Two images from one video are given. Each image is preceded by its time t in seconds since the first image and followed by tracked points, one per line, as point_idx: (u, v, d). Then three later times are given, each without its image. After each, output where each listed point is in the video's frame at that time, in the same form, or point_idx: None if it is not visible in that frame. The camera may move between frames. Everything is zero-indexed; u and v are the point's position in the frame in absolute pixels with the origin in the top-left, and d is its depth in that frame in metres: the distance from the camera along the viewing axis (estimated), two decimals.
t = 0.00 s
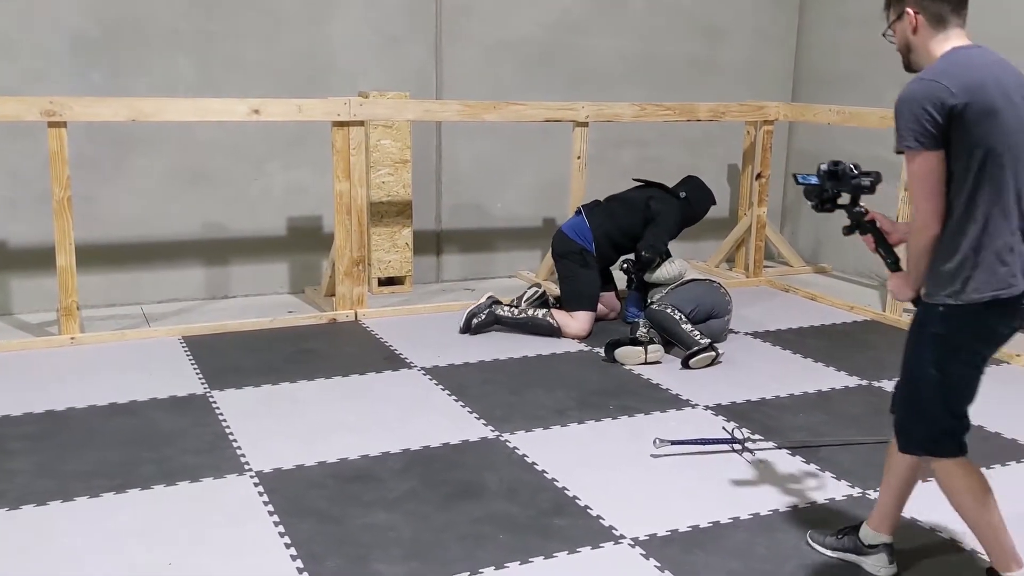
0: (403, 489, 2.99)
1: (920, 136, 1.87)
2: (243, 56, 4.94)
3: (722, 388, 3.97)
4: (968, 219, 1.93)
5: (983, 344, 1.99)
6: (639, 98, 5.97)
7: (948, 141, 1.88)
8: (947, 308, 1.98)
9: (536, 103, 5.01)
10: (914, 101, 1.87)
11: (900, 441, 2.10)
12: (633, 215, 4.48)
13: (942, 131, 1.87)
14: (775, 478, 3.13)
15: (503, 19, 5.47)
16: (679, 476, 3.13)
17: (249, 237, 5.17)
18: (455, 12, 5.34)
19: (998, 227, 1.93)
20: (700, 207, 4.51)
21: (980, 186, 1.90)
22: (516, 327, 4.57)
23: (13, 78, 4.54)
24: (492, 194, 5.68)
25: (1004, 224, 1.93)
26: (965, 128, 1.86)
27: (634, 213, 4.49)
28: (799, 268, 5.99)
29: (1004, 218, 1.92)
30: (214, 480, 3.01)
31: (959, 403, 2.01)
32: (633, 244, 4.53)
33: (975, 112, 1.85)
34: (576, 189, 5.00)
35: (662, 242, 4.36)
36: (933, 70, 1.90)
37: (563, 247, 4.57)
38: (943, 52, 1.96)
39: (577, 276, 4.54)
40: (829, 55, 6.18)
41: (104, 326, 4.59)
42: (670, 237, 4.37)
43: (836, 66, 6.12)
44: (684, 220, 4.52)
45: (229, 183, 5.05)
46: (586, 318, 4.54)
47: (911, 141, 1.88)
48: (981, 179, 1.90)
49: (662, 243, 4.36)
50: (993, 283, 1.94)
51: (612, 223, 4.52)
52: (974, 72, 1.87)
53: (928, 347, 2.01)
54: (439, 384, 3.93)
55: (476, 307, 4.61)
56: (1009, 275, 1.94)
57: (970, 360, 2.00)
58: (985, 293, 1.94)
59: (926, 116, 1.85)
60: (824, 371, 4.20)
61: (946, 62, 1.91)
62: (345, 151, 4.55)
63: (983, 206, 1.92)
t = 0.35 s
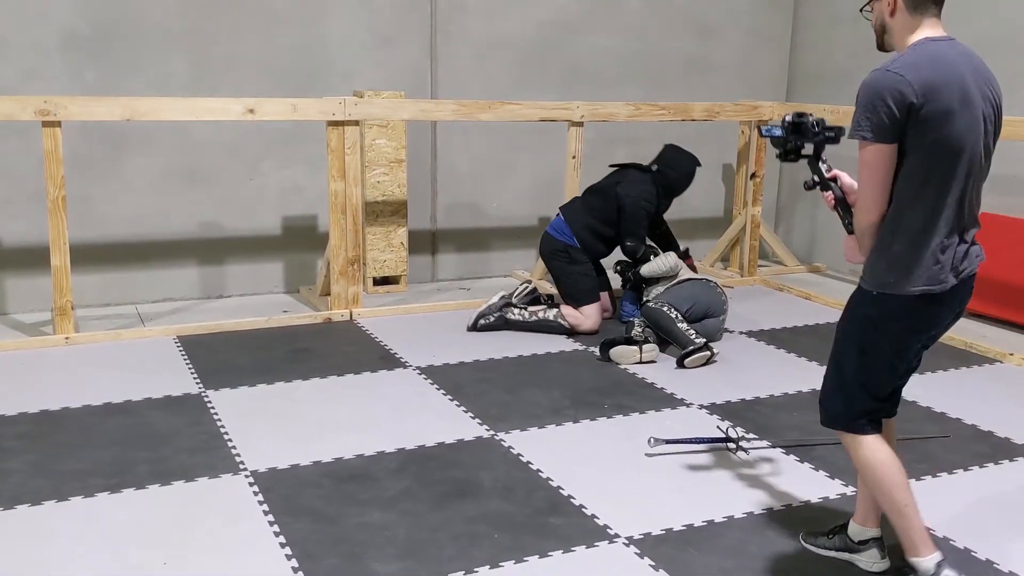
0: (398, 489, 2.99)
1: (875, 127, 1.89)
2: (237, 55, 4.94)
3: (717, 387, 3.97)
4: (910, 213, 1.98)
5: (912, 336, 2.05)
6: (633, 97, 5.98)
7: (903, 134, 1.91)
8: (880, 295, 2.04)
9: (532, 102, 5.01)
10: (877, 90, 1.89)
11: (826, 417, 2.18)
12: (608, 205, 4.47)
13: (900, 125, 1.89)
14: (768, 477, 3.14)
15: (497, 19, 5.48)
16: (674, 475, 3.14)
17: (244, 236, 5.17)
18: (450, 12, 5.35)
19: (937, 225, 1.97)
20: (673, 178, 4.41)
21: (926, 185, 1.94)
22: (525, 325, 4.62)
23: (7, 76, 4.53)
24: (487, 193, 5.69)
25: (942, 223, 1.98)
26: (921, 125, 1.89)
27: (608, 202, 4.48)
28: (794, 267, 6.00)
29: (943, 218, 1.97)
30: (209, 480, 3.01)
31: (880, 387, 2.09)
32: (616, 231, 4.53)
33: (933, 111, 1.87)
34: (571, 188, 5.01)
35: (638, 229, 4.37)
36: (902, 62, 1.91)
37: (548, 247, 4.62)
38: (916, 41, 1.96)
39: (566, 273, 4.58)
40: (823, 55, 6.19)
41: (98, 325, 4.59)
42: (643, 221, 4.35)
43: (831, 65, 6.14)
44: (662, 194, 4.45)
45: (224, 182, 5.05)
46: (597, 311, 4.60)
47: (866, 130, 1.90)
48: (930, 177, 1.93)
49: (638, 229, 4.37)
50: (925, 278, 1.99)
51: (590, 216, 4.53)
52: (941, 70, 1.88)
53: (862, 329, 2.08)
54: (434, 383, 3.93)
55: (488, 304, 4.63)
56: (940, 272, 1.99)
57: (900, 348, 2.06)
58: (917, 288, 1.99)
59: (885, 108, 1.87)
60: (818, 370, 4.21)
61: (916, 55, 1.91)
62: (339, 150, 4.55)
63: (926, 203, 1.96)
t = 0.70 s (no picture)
0: (395, 490, 2.99)
1: (877, 128, 1.84)
2: (234, 56, 4.94)
3: (713, 388, 3.98)
4: (911, 216, 1.93)
5: (929, 347, 1.97)
6: (630, 98, 5.98)
7: (906, 136, 1.86)
8: (889, 300, 1.98)
9: (528, 103, 5.01)
10: (881, 90, 1.84)
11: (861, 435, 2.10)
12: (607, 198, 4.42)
13: (903, 127, 1.84)
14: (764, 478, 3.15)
15: (493, 19, 5.48)
16: (670, 477, 3.14)
17: (241, 238, 5.17)
18: (446, 13, 5.35)
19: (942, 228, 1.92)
20: (655, 145, 4.38)
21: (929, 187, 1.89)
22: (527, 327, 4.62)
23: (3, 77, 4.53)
24: (484, 194, 5.69)
25: (947, 226, 1.92)
26: (923, 128, 1.84)
27: (606, 195, 4.42)
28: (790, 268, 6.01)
29: (947, 223, 1.91)
30: (205, 481, 3.01)
31: (906, 398, 1.99)
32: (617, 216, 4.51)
33: (935, 114, 1.82)
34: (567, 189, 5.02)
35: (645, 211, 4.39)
36: (912, 61, 1.85)
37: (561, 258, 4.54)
38: (935, 41, 1.90)
39: (593, 280, 4.54)
40: (819, 56, 6.21)
41: (95, 326, 4.58)
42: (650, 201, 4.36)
43: (827, 66, 6.15)
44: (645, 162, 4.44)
45: (220, 183, 5.05)
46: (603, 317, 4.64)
47: (866, 130, 1.85)
48: (931, 181, 1.88)
49: (645, 212, 4.39)
50: (928, 285, 1.93)
51: (593, 214, 4.48)
52: (948, 72, 1.82)
53: (875, 338, 2.02)
54: (430, 384, 3.93)
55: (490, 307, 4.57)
56: (947, 277, 1.93)
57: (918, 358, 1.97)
58: (922, 294, 1.94)
59: (887, 109, 1.82)
60: (814, 371, 4.22)
61: (929, 55, 1.85)
62: (336, 151, 4.55)
63: (929, 207, 1.91)
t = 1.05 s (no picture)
0: (393, 490, 3.00)
1: (912, 130, 1.84)
2: (231, 56, 4.94)
3: (711, 388, 3.99)
4: (948, 221, 1.92)
5: (965, 352, 1.95)
6: (627, 99, 5.99)
7: (941, 139, 1.85)
8: (923, 307, 1.97)
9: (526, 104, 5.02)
10: (918, 91, 1.83)
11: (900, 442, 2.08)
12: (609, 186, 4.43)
13: (941, 130, 1.83)
14: (761, 477, 3.15)
15: (491, 20, 5.49)
16: (667, 477, 3.14)
17: (239, 238, 5.17)
18: (444, 13, 5.36)
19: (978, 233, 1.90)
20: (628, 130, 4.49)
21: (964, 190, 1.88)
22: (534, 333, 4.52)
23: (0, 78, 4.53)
24: (481, 194, 5.70)
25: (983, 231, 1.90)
26: (960, 130, 1.83)
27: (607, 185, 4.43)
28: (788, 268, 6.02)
29: (983, 226, 1.90)
30: (203, 481, 3.01)
31: (941, 407, 1.97)
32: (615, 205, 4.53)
33: (971, 117, 1.82)
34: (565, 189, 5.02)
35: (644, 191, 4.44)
36: (952, 62, 1.83)
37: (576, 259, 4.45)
38: (979, 37, 1.88)
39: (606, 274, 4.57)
40: (815, 57, 6.22)
41: (92, 327, 4.58)
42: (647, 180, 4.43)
43: (823, 67, 6.16)
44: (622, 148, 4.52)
45: (218, 184, 5.05)
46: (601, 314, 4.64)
47: (901, 132, 1.85)
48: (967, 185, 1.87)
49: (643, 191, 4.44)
50: (962, 291, 1.92)
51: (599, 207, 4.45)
52: (987, 75, 1.81)
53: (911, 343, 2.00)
54: (428, 385, 3.93)
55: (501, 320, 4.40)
56: (982, 283, 1.91)
57: (951, 366, 1.95)
58: (957, 299, 1.92)
59: (922, 111, 1.81)
60: (812, 371, 4.22)
61: (971, 57, 1.83)
62: (333, 151, 4.56)
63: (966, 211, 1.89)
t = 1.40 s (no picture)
0: (392, 490, 3.00)
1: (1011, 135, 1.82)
2: (229, 57, 4.94)
3: (709, 388, 3.99)
4: None
5: None
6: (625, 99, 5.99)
7: None
8: (993, 315, 1.93)
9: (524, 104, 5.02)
10: None
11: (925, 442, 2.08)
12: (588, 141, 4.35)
13: None
14: (758, 477, 3.15)
15: (489, 20, 5.49)
16: (665, 477, 3.15)
17: (236, 238, 5.17)
18: (442, 14, 5.36)
19: None
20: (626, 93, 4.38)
21: None
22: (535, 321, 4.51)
23: None
24: (480, 195, 5.70)
25: None
26: None
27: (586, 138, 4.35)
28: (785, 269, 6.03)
29: None
30: (202, 482, 3.01)
31: (981, 416, 1.95)
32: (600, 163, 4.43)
33: None
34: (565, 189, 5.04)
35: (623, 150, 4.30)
36: None
37: (550, 210, 4.39)
38: None
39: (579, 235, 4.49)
40: (813, 57, 6.22)
41: (89, 328, 4.57)
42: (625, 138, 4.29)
43: (821, 67, 6.17)
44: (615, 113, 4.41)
45: (216, 184, 5.05)
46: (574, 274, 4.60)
47: (1000, 137, 1.83)
48: None
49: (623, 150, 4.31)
50: None
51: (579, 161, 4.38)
52: None
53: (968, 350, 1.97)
54: (426, 385, 3.93)
55: (505, 331, 4.34)
56: None
57: (1002, 378, 1.94)
58: None
59: None
60: (810, 371, 4.23)
61: None
62: (332, 152, 4.56)
63: None
